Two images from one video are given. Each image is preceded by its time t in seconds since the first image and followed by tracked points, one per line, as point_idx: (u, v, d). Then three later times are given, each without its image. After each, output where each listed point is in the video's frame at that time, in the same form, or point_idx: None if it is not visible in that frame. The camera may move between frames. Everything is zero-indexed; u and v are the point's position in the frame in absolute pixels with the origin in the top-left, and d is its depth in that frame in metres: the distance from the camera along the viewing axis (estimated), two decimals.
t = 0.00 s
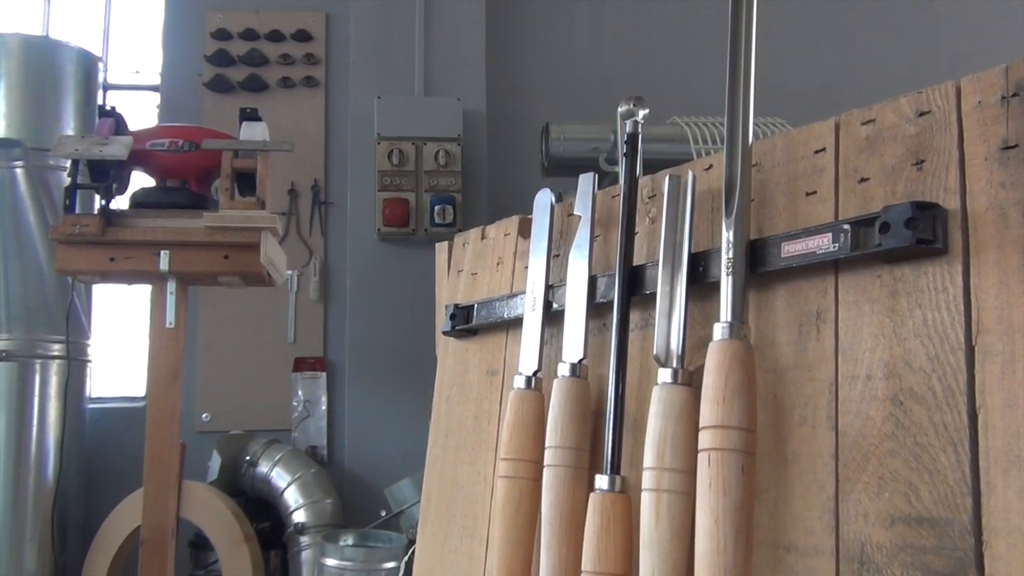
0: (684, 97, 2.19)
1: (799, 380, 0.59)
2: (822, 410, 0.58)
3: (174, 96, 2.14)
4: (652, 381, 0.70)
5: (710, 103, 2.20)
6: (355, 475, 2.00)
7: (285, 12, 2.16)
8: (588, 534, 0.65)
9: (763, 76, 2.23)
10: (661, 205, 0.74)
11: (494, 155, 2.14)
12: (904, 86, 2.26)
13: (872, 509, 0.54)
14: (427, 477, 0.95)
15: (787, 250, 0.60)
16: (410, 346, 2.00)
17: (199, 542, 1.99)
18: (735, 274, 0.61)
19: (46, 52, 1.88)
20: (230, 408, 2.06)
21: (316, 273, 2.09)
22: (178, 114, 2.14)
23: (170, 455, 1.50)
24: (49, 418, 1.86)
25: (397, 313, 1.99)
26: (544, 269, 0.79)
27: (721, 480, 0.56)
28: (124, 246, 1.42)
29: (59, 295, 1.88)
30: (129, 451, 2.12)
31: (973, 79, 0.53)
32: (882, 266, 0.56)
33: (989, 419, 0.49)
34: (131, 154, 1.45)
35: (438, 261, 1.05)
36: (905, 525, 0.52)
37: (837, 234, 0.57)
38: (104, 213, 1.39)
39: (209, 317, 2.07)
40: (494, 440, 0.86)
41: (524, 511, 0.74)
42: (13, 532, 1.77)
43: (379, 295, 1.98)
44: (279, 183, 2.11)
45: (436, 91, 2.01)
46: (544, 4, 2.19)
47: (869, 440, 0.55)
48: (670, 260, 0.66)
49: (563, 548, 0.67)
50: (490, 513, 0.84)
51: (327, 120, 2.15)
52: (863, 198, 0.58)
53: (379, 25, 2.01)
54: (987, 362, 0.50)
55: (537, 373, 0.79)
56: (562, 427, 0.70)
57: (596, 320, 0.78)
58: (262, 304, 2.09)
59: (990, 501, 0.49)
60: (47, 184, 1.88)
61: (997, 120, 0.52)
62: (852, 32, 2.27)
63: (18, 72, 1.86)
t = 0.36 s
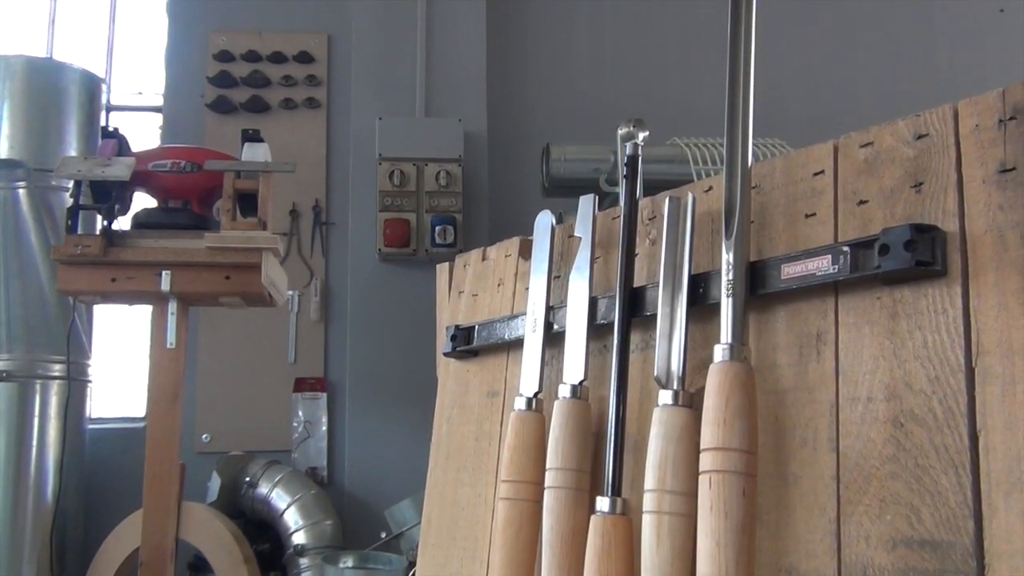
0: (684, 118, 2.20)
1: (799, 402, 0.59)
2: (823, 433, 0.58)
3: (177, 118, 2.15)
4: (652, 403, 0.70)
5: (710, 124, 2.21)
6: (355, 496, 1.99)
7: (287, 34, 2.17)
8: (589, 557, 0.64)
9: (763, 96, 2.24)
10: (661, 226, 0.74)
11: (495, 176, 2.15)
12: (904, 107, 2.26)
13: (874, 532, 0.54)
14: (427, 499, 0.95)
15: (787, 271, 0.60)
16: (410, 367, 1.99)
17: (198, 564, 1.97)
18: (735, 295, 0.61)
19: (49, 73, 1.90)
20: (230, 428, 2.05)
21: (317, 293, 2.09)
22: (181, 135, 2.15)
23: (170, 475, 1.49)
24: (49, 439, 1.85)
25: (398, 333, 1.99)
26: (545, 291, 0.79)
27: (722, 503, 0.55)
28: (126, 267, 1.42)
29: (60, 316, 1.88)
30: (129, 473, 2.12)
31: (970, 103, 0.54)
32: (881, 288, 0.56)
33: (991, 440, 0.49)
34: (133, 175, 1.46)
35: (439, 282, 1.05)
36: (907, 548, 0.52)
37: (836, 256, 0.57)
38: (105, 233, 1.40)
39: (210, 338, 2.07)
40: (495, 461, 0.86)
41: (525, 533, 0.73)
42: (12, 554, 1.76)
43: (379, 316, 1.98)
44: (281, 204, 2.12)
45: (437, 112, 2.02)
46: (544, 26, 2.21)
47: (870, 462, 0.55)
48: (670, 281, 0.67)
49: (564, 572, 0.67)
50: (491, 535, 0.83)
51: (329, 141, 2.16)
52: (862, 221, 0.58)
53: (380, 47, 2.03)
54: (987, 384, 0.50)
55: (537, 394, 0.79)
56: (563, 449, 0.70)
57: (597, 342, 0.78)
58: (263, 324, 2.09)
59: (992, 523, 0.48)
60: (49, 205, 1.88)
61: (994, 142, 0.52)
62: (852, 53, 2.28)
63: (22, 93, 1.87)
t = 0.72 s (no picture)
0: (684, 139, 2.21)
1: (800, 423, 0.60)
2: (824, 454, 0.58)
3: (179, 139, 2.16)
4: (653, 424, 0.70)
5: (710, 145, 2.22)
6: (355, 517, 1.98)
7: (290, 56, 2.19)
8: None
9: (762, 117, 2.25)
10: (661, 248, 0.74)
11: (496, 196, 2.15)
12: (904, 128, 2.27)
13: (876, 555, 0.53)
14: (428, 520, 0.95)
15: (787, 293, 0.61)
16: (411, 387, 1.99)
17: None
18: (736, 316, 0.61)
19: (52, 95, 1.91)
20: (230, 449, 2.05)
21: (318, 314, 2.09)
22: (183, 155, 2.16)
23: (170, 496, 1.48)
24: (48, 461, 1.84)
25: (398, 353, 1.98)
26: (545, 312, 0.79)
27: (723, 525, 0.55)
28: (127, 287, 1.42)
29: (61, 336, 1.87)
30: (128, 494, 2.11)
31: (968, 126, 0.54)
32: (881, 310, 0.56)
33: (992, 462, 0.50)
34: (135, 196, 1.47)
35: (441, 302, 1.06)
36: (909, 570, 0.52)
37: (836, 278, 0.58)
38: (107, 254, 1.40)
39: (211, 358, 2.07)
40: (495, 483, 0.86)
41: (526, 555, 0.73)
42: None
43: (381, 336, 1.97)
44: (282, 224, 2.12)
45: (438, 132, 2.03)
46: (545, 48, 2.22)
47: (872, 484, 0.55)
48: (670, 302, 0.67)
49: None
50: (491, 556, 0.83)
51: (330, 161, 2.17)
52: (861, 242, 0.58)
53: (382, 68, 2.04)
54: (987, 406, 0.50)
55: (538, 416, 0.78)
56: (563, 471, 0.70)
57: (598, 363, 0.78)
58: (263, 344, 2.09)
59: (994, 546, 0.48)
60: (51, 225, 1.88)
61: (991, 165, 0.52)
62: (851, 74, 2.29)
63: (25, 115, 1.88)
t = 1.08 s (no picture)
0: (685, 155, 2.22)
1: (800, 440, 0.60)
2: (825, 471, 0.58)
3: (180, 155, 2.17)
4: (654, 441, 0.70)
5: (710, 162, 2.23)
6: (354, 535, 1.97)
7: (292, 74, 2.20)
8: None
9: (762, 133, 2.25)
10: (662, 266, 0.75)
11: (497, 212, 2.16)
12: (903, 144, 2.28)
13: (878, 572, 0.53)
14: (428, 539, 0.94)
15: (787, 310, 0.61)
16: (411, 403, 1.98)
17: None
18: (736, 333, 0.61)
19: (53, 111, 1.92)
20: (229, 466, 2.04)
21: (319, 330, 2.09)
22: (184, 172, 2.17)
23: (168, 514, 1.48)
24: (48, 478, 1.83)
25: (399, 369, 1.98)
26: (545, 329, 0.79)
27: (725, 543, 0.55)
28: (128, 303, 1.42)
29: (61, 352, 1.87)
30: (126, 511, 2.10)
31: (966, 144, 0.55)
32: (881, 327, 0.57)
33: (993, 479, 0.49)
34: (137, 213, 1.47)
35: (441, 319, 1.06)
36: None
37: (836, 295, 0.58)
38: (108, 271, 1.40)
39: (211, 374, 2.07)
40: (496, 501, 0.86)
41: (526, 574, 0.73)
42: None
43: (382, 352, 1.97)
44: (283, 241, 2.13)
45: (439, 149, 2.04)
46: (545, 66, 2.24)
47: (874, 501, 0.55)
48: (671, 319, 0.67)
49: None
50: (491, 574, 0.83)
51: (331, 178, 2.18)
52: (860, 260, 0.59)
53: (384, 86, 2.05)
54: (988, 424, 0.50)
55: (539, 433, 0.78)
56: (564, 489, 0.70)
57: (598, 380, 0.78)
58: (264, 360, 2.09)
59: (996, 564, 0.48)
60: (53, 242, 1.88)
61: (990, 183, 0.53)
62: (851, 91, 2.30)
63: (26, 132, 1.89)
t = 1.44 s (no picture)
0: (685, 173, 2.23)
1: (801, 459, 0.60)
2: (826, 491, 0.58)
3: (181, 174, 2.17)
4: (655, 460, 0.70)
5: (710, 180, 2.24)
6: (354, 554, 1.96)
7: (293, 92, 2.21)
8: None
9: (762, 151, 2.26)
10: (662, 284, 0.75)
11: (497, 230, 2.16)
12: (903, 163, 2.29)
13: None
14: (428, 559, 0.94)
15: (787, 329, 0.61)
16: (411, 422, 1.97)
17: None
18: (736, 352, 0.62)
19: (56, 130, 1.93)
20: (228, 484, 2.03)
21: (320, 348, 2.09)
22: (185, 190, 2.17)
23: (167, 531, 1.47)
24: (47, 496, 1.83)
25: (399, 387, 1.97)
26: (546, 347, 0.79)
27: (726, 563, 0.55)
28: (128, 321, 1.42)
29: (61, 370, 1.86)
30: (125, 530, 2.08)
31: (964, 164, 0.55)
32: (881, 346, 0.57)
33: (994, 499, 0.50)
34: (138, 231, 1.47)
35: (441, 337, 1.06)
36: None
37: (836, 314, 0.58)
38: (109, 288, 1.40)
39: (211, 392, 2.07)
40: (495, 520, 0.85)
41: None
42: None
43: (383, 370, 1.96)
44: (284, 258, 2.13)
45: (439, 167, 2.04)
46: (546, 84, 2.25)
47: (875, 521, 0.55)
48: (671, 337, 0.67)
49: None
50: None
51: (332, 196, 2.18)
52: (860, 279, 0.59)
53: (385, 105, 2.06)
54: (989, 443, 0.50)
55: (540, 451, 0.78)
56: (564, 508, 0.70)
57: (599, 399, 0.78)
58: (264, 378, 2.09)
59: None
60: (54, 259, 1.88)
61: (988, 203, 0.53)
62: (850, 110, 2.31)
63: (29, 150, 1.90)
